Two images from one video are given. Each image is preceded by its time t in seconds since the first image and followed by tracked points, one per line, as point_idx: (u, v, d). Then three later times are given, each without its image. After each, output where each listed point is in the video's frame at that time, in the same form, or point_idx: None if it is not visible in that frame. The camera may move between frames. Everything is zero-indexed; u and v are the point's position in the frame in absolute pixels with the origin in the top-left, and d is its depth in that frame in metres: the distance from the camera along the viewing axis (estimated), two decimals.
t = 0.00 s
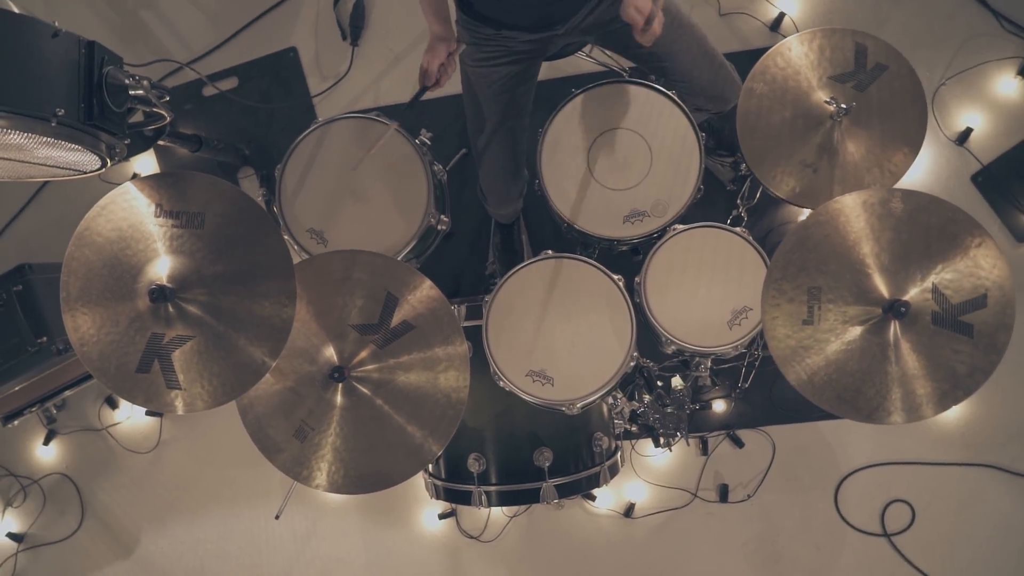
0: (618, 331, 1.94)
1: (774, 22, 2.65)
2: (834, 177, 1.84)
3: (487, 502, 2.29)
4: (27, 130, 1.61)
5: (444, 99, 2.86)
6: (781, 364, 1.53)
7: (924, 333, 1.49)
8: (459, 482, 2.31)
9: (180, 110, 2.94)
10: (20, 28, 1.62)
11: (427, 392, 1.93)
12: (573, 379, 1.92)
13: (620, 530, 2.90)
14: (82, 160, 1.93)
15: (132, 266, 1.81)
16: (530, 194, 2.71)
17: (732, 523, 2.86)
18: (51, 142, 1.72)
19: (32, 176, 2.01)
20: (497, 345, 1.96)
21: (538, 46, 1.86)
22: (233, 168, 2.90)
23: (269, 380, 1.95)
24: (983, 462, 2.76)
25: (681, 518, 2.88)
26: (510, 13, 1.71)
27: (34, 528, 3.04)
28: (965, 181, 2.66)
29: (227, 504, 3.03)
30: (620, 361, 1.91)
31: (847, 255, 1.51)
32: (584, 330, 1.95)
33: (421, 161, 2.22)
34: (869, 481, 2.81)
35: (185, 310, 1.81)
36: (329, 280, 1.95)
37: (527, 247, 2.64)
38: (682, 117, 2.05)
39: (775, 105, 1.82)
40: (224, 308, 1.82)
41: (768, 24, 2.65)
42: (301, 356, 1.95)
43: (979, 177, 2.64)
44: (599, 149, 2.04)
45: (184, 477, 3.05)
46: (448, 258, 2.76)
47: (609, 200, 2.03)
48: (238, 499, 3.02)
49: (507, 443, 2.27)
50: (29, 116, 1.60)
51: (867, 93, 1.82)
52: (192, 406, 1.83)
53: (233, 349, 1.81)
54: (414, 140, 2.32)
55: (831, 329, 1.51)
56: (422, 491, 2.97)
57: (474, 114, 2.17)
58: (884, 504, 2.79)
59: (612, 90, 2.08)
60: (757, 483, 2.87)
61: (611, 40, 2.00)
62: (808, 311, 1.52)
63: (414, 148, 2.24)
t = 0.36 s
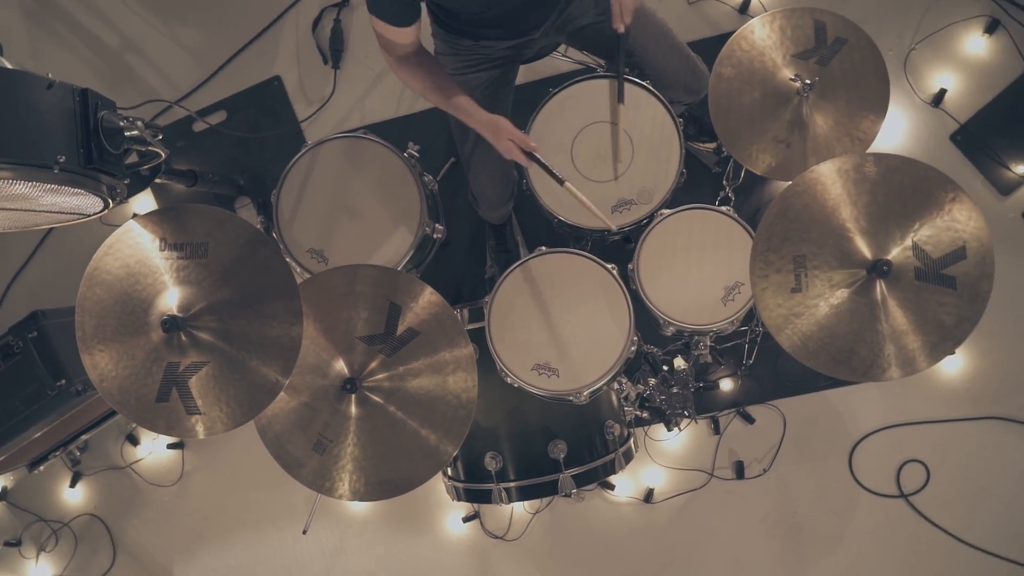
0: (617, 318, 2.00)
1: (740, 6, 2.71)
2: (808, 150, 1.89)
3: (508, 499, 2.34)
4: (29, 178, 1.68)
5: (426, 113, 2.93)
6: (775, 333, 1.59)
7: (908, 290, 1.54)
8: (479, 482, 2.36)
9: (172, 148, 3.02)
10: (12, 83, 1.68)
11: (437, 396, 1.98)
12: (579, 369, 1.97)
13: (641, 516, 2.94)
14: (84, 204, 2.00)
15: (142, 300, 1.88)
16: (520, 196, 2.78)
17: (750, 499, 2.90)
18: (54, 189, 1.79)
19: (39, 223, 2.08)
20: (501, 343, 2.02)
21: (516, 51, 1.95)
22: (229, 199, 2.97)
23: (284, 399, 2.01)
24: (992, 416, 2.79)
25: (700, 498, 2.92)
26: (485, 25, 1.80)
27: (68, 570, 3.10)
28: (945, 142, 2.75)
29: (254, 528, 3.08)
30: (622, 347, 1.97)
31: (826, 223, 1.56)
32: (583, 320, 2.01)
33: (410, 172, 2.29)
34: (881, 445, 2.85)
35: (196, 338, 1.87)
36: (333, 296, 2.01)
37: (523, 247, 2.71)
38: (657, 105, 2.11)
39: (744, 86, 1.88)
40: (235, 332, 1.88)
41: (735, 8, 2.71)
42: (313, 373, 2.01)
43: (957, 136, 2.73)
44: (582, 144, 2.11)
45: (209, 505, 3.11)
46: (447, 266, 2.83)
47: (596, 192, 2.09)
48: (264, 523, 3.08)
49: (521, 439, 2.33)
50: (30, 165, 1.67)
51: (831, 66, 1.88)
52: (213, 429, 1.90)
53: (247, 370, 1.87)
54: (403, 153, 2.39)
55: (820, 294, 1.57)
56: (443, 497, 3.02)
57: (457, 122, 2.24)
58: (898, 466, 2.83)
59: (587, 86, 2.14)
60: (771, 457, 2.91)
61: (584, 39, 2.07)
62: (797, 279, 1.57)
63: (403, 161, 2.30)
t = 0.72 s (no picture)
0: (614, 307, 2.05)
1: None
2: (782, 126, 1.94)
3: (526, 495, 2.39)
4: (35, 227, 1.74)
5: (411, 127, 2.99)
6: (767, 305, 1.63)
7: (891, 250, 1.58)
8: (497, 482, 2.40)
9: (168, 186, 3.08)
10: (9, 136, 1.74)
11: (447, 399, 2.03)
12: (582, 359, 2.02)
13: (660, 501, 2.97)
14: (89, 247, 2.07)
15: (153, 333, 1.94)
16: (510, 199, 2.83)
17: (766, 474, 2.93)
18: (58, 235, 1.85)
19: (47, 271, 2.15)
20: (504, 342, 2.07)
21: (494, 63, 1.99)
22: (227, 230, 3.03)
23: (299, 417, 2.07)
24: (997, 369, 2.82)
25: (716, 478, 2.95)
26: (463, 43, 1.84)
27: None
28: (921, 106, 2.82)
29: (282, 550, 3.13)
30: (622, 334, 2.02)
31: (805, 194, 1.61)
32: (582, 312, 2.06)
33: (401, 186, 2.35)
34: (890, 409, 2.88)
35: (208, 365, 1.92)
36: (337, 312, 2.07)
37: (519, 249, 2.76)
38: (634, 97, 2.16)
39: (714, 69, 1.94)
40: (245, 356, 1.93)
41: None
42: (324, 388, 2.07)
43: (933, 99, 2.80)
44: (564, 142, 2.16)
45: (236, 532, 3.16)
46: (446, 274, 2.88)
47: (582, 187, 2.14)
48: (292, 544, 3.13)
49: (533, 435, 2.37)
50: (35, 214, 1.74)
51: (796, 42, 1.93)
52: (233, 452, 1.95)
53: (260, 392, 1.92)
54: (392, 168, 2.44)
55: (806, 263, 1.61)
56: (464, 502, 3.06)
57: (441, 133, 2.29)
58: (909, 428, 2.86)
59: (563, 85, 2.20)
60: (782, 431, 2.94)
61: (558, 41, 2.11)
62: (782, 251, 1.62)
63: (392, 176, 2.36)
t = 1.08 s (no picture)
0: (611, 298, 2.08)
1: None
2: (758, 106, 1.98)
3: (545, 492, 2.42)
4: (41, 273, 1.80)
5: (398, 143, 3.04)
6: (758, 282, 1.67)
7: (873, 216, 1.62)
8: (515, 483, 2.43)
9: (166, 224, 3.14)
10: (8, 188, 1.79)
11: (457, 405, 2.07)
12: (584, 353, 2.06)
13: (679, 488, 3.00)
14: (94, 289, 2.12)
15: (164, 367, 1.98)
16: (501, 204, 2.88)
17: (781, 451, 2.96)
18: (64, 280, 1.90)
19: (56, 317, 2.20)
20: (506, 343, 2.10)
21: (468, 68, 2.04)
22: (227, 261, 3.08)
23: (314, 436, 2.11)
24: (999, 324, 2.84)
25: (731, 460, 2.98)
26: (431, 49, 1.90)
27: None
28: (896, 74, 2.86)
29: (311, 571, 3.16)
30: (621, 324, 2.06)
31: (784, 170, 1.65)
32: (580, 306, 2.09)
33: (393, 201, 2.40)
34: (897, 375, 2.90)
35: (220, 393, 1.97)
36: (341, 329, 2.11)
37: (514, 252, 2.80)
38: (611, 93, 2.21)
39: (685, 57, 1.98)
40: (256, 380, 1.97)
41: None
42: (336, 406, 2.11)
43: (906, 66, 2.85)
44: (547, 143, 2.21)
45: (264, 558, 3.19)
46: (446, 284, 2.92)
47: (569, 185, 2.18)
48: (320, 564, 3.16)
49: (545, 433, 2.41)
50: (41, 261, 1.79)
51: (762, 23, 1.97)
52: (253, 476, 1.99)
53: (273, 414, 1.96)
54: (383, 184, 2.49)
55: (792, 237, 1.65)
56: (485, 507, 3.09)
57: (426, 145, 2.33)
58: (917, 391, 2.88)
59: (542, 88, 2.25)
60: (791, 407, 2.97)
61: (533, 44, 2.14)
62: (768, 228, 1.66)
63: (384, 192, 2.41)
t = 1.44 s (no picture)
0: (608, 292, 2.11)
1: None
2: (733, 90, 2.02)
3: (563, 490, 2.44)
4: (49, 320, 1.84)
5: (386, 160, 3.09)
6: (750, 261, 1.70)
7: (855, 186, 1.65)
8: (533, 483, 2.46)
9: (167, 261, 3.19)
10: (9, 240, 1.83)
11: (467, 411, 2.09)
12: (588, 348, 2.09)
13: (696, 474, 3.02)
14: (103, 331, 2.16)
15: (177, 401, 2.02)
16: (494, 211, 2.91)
17: (794, 428, 2.98)
18: (72, 325, 1.94)
19: (68, 363, 2.24)
20: (510, 346, 2.13)
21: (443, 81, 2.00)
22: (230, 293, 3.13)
23: (331, 455, 2.14)
24: (997, 282, 2.86)
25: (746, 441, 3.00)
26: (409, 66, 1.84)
27: None
28: (869, 45, 2.90)
29: None
30: (622, 317, 2.08)
31: (764, 150, 1.68)
32: (579, 303, 2.12)
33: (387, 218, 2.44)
34: (901, 342, 2.92)
35: (235, 421, 2.00)
36: (348, 348, 2.14)
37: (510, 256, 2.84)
38: (589, 92, 2.24)
39: (657, 50, 2.02)
40: (269, 405, 2.01)
41: None
42: (349, 424, 2.14)
43: (880, 36, 2.88)
44: (531, 146, 2.24)
45: None
46: (447, 294, 2.95)
47: (557, 185, 2.21)
48: None
49: (558, 431, 2.43)
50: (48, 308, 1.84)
51: (730, 9, 2.01)
52: (274, 500, 2.02)
53: (289, 438, 1.99)
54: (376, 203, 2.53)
55: (779, 214, 1.68)
56: (507, 511, 3.11)
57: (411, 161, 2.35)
58: (923, 356, 2.90)
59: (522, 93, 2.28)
60: (800, 383, 2.98)
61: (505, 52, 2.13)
62: (754, 208, 1.69)
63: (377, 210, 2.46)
